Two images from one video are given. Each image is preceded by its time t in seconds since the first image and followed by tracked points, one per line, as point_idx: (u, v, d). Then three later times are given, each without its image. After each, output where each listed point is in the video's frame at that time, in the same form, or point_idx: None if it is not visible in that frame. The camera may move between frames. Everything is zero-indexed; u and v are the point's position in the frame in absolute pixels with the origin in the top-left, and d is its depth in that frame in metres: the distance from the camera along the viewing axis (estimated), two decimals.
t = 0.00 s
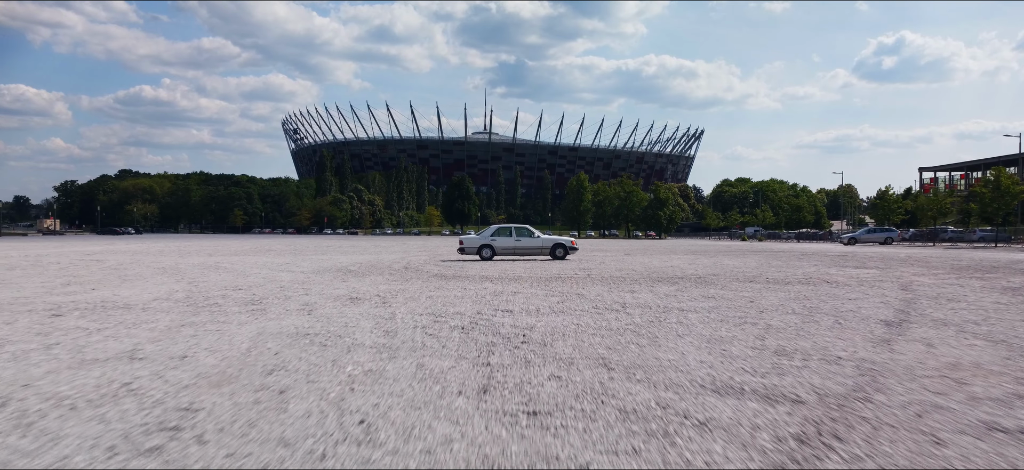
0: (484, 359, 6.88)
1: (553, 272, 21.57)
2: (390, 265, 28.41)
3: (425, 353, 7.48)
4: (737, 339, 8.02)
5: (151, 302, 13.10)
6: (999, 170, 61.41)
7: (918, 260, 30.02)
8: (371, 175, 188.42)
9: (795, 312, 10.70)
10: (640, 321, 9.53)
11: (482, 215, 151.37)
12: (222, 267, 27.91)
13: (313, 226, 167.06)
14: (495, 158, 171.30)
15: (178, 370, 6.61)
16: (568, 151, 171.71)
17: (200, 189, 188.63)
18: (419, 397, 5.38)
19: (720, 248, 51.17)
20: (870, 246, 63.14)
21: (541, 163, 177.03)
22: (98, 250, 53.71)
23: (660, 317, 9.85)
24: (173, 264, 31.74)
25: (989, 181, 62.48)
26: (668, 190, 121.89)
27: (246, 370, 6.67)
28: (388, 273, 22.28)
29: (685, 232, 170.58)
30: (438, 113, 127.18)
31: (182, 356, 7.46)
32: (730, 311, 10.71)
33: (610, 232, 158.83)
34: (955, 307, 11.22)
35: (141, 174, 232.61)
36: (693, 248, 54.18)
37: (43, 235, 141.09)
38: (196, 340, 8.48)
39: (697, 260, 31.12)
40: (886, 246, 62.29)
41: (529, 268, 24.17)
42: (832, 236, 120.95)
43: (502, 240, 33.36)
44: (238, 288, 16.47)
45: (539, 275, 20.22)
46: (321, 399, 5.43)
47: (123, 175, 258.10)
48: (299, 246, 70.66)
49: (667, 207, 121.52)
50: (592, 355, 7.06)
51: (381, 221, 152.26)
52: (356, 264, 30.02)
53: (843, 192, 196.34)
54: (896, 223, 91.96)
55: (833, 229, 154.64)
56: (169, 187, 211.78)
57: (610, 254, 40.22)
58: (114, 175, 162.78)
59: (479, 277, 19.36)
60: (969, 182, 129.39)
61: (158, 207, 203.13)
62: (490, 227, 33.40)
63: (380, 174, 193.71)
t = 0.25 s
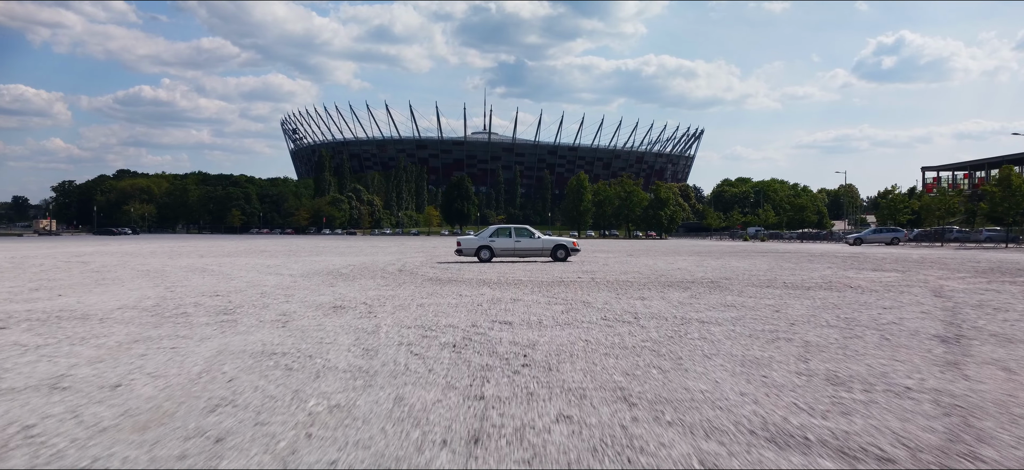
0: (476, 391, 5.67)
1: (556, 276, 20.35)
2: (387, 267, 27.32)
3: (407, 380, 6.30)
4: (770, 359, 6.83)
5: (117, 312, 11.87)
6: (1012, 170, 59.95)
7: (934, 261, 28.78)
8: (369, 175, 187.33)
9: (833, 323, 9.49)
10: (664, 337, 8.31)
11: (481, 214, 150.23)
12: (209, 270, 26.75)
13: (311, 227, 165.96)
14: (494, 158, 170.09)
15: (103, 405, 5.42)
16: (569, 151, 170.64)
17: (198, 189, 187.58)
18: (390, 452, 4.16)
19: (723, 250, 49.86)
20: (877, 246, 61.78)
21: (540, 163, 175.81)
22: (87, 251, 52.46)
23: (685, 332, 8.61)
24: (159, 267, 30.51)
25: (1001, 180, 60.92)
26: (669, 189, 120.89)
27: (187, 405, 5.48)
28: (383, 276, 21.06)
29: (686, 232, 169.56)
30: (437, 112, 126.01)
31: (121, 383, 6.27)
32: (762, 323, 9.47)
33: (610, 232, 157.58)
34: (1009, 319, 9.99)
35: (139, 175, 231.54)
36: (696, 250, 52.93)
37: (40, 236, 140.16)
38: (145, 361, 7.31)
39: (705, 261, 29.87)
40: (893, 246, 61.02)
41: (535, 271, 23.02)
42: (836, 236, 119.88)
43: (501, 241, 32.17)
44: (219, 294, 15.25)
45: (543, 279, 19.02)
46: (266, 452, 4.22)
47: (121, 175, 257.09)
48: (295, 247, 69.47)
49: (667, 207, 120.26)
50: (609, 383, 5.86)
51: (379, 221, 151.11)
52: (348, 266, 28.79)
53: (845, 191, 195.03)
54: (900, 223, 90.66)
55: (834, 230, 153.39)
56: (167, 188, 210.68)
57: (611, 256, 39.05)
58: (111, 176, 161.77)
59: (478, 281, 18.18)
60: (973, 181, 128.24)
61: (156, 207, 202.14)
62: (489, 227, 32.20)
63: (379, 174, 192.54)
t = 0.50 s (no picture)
0: (466, 438, 4.49)
1: (559, 280, 19.17)
2: (381, 270, 26.13)
3: (384, 421, 5.07)
4: (825, 393, 5.58)
5: (70, 323, 10.64)
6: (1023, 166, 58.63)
7: (953, 263, 27.59)
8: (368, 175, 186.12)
9: (879, 339, 8.27)
10: (690, 358, 7.07)
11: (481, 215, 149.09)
12: (196, 273, 25.60)
13: (310, 227, 164.80)
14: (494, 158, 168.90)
15: None
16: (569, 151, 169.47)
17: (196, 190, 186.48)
18: None
19: (729, 250, 48.74)
20: (883, 247, 60.62)
21: (540, 163, 174.63)
22: (77, 253, 51.17)
23: (714, 351, 7.38)
24: (145, 269, 29.39)
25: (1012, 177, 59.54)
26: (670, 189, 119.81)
27: (91, 460, 4.23)
28: (375, 280, 19.87)
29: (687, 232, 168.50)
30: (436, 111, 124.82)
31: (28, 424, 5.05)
32: (799, 339, 8.24)
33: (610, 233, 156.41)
34: None
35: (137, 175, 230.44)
36: (699, 250, 51.77)
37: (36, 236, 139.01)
38: (73, 391, 6.09)
39: (714, 263, 28.68)
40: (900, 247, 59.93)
41: (537, 275, 21.83)
42: (839, 236, 118.77)
43: (501, 241, 30.98)
44: (194, 301, 14.06)
45: (544, 284, 17.84)
46: None
47: (119, 175, 256.11)
48: (291, 248, 68.16)
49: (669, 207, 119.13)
50: (635, 428, 4.64)
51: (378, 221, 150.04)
52: (342, 268, 27.65)
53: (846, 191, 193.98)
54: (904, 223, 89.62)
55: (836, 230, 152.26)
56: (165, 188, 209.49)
57: (614, 257, 37.89)
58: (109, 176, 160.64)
59: (475, 287, 16.96)
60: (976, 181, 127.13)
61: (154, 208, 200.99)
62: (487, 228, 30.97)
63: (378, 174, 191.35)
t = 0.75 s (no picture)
0: None
1: (563, 284, 17.91)
2: (374, 273, 24.90)
3: None
4: (911, 442, 4.35)
5: (11, 336, 9.37)
6: None
7: (971, 265, 26.35)
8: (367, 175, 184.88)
9: (947, 360, 6.96)
10: (730, 386, 5.80)
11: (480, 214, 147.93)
12: (180, 276, 24.35)
13: (308, 228, 163.67)
14: (494, 158, 167.69)
15: None
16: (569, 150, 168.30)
17: (193, 190, 185.47)
18: None
19: (735, 251, 47.52)
20: (890, 248, 59.40)
21: (539, 163, 173.41)
22: (67, 253, 49.91)
23: (755, 379, 6.11)
24: (128, 272, 28.13)
25: None
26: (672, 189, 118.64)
27: None
28: (366, 284, 18.59)
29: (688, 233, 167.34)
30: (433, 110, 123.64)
31: None
32: (854, 360, 6.94)
33: (610, 232, 155.17)
34: None
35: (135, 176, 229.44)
36: (704, 251, 50.55)
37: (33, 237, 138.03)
38: None
39: (724, 265, 27.41)
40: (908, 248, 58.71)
41: (539, 278, 20.58)
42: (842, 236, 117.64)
43: (500, 242, 29.71)
44: (162, 309, 12.78)
45: (546, 289, 16.58)
46: None
47: (117, 175, 254.94)
48: (287, 248, 66.97)
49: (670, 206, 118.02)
50: None
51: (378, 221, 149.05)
52: (334, 271, 26.39)
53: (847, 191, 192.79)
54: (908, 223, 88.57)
55: (838, 230, 151.09)
56: (163, 188, 208.44)
57: (617, 258, 36.66)
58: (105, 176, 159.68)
59: (473, 292, 15.67)
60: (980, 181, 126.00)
61: (152, 207, 199.83)
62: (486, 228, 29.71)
63: (376, 175, 190.07)
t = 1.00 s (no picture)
0: None
1: (567, 289, 16.62)
2: (367, 276, 23.64)
3: None
4: None
5: None
6: None
7: (994, 267, 25.09)
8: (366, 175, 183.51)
9: None
10: (794, 436, 4.54)
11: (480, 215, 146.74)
12: (162, 279, 23.12)
13: (307, 228, 162.33)
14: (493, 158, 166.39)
15: None
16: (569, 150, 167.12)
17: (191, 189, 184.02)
18: None
19: (740, 252, 46.31)
20: (899, 249, 58.09)
21: (539, 163, 172.16)
22: (54, 255, 48.44)
23: (823, 423, 4.84)
24: (110, 274, 26.90)
25: None
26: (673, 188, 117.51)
27: None
28: (355, 290, 17.33)
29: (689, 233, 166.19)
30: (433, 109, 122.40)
31: None
32: (930, 393, 5.69)
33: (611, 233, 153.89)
34: None
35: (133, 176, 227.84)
36: (709, 252, 49.38)
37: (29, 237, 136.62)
38: None
39: (736, 268, 26.14)
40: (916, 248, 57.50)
41: (540, 282, 19.35)
42: (845, 236, 116.51)
43: (499, 243, 28.45)
44: (122, 321, 11.49)
45: (547, 295, 15.33)
46: None
47: (114, 175, 253.64)
48: (283, 249, 65.80)
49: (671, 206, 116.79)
50: None
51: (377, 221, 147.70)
52: (325, 273, 25.15)
53: (848, 192, 191.70)
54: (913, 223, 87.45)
55: (840, 231, 149.97)
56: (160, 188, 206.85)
57: (620, 259, 35.45)
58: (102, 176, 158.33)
59: (469, 299, 14.40)
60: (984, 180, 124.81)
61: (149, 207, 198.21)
62: (485, 229, 28.44)
63: (375, 174, 188.73)
